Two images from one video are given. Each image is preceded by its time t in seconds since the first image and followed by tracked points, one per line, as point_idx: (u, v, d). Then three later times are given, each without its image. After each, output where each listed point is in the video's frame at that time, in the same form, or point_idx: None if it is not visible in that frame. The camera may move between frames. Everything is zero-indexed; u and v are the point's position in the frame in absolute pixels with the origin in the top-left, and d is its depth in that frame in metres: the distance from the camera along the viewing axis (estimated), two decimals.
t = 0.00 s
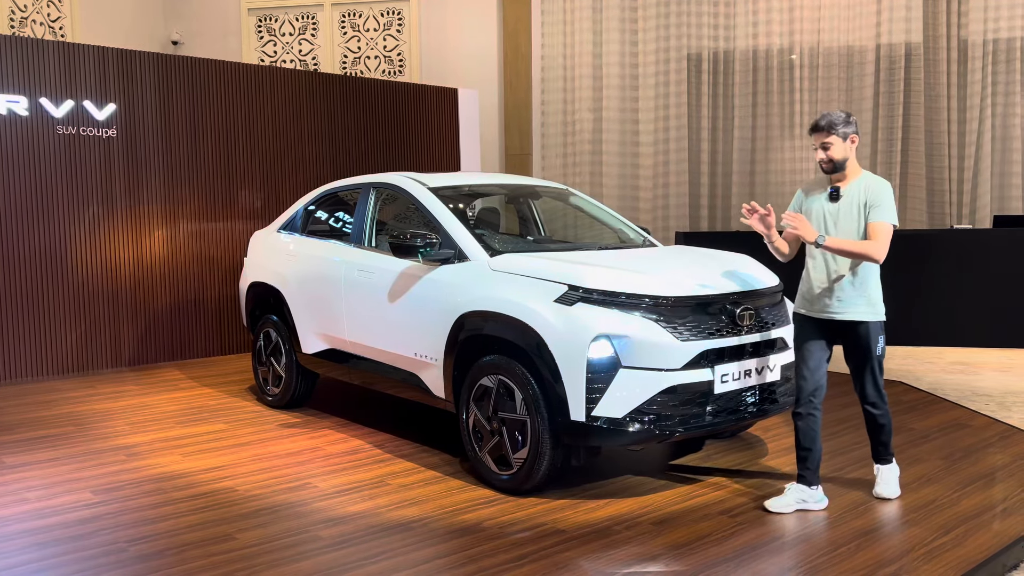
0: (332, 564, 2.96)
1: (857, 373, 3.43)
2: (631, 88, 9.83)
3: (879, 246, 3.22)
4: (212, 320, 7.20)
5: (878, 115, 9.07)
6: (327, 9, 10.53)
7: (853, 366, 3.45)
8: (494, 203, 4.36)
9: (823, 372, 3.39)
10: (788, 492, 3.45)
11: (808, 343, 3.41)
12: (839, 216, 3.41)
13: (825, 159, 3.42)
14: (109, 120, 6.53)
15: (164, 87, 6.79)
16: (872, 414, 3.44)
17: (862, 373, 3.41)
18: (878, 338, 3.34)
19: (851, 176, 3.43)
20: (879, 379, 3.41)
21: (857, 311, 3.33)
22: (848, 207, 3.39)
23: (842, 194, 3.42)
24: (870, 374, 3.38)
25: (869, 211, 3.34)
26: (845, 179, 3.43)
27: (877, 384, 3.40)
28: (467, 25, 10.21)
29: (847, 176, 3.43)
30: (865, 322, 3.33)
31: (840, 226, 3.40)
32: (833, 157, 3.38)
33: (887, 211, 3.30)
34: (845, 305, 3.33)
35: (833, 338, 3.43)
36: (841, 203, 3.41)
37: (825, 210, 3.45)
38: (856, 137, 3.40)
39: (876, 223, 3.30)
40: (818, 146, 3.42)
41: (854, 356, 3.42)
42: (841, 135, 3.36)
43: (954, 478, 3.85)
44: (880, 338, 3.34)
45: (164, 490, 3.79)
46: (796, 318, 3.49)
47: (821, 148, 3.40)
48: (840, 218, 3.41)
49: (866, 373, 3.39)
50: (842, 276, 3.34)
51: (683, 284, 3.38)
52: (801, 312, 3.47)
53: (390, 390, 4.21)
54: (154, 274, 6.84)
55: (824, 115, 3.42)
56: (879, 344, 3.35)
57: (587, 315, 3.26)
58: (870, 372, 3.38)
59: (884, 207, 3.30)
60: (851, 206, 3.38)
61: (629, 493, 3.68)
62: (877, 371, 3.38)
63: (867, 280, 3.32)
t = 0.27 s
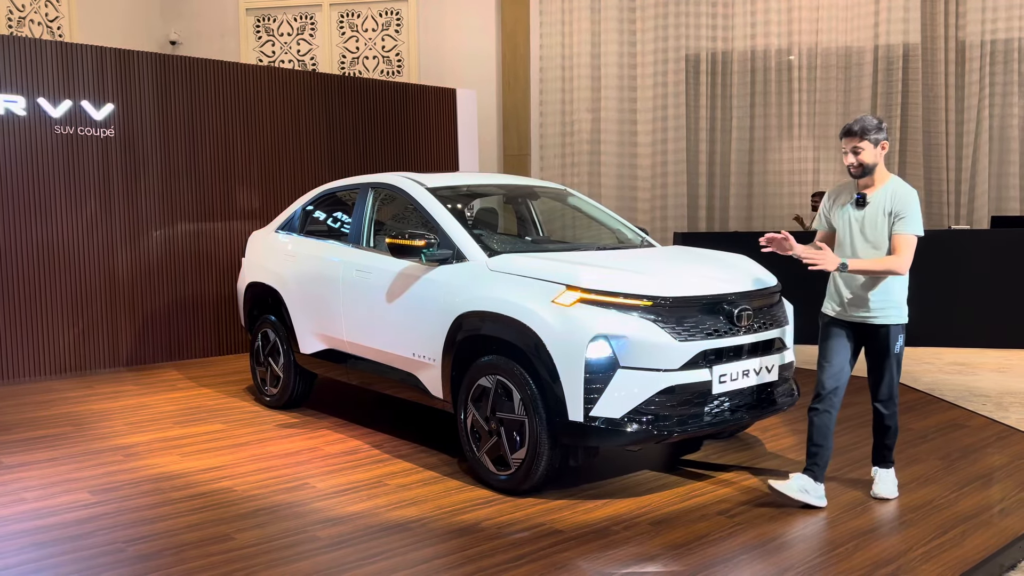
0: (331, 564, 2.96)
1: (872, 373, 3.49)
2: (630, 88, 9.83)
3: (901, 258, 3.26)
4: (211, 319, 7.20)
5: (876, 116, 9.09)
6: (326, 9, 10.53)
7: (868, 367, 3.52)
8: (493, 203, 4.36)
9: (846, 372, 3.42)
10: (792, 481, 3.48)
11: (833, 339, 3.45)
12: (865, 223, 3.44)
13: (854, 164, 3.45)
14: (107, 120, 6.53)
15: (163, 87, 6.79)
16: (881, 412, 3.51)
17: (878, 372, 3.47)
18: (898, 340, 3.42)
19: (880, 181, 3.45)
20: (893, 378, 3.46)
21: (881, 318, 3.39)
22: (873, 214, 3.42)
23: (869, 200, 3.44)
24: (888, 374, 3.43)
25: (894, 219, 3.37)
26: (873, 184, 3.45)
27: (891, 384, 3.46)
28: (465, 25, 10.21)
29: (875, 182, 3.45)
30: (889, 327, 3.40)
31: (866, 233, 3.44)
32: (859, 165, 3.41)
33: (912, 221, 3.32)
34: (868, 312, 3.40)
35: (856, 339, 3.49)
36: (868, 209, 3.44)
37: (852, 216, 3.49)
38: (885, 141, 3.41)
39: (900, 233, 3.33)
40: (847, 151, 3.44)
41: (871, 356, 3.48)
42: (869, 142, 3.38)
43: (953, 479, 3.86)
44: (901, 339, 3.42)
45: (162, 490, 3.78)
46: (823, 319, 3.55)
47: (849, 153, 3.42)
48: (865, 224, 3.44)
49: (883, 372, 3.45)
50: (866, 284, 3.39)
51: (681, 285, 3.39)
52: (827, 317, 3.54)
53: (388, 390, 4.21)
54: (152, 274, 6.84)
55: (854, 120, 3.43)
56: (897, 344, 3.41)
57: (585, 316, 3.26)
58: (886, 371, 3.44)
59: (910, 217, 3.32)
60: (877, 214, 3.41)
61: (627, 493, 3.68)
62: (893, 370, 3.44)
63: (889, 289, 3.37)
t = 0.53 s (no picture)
0: (328, 564, 2.96)
1: (879, 370, 3.53)
2: (628, 89, 9.83)
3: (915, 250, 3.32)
4: (208, 321, 7.19)
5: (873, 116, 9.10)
6: (324, 10, 10.52)
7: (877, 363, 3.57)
8: (491, 204, 4.36)
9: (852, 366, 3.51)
10: (817, 475, 3.64)
11: (840, 333, 3.57)
12: (879, 219, 3.52)
13: (875, 154, 3.52)
14: (104, 120, 6.52)
15: (160, 88, 6.78)
16: (885, 408, 3.52)
17: (883, 367, 3.52)
18: (906, 335, 3.46)
19: (895, 177, 3.53)
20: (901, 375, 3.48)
21: (893, 311, 3.45)
22: (889, 209, 3.50)
23: (883, 196, 3.52)
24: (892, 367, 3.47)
25: (908, 215, 3.44)
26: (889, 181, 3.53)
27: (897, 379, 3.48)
28: (464, 26, 10.22)
29: (891, 177, 3.52)
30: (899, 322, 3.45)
31: (880, 228, 3.52)
32: (882, 155, 3.49)
33: (927, 216, 3.38)
34: (881, 307, 3.47)
35: (863, 336, 3.59)
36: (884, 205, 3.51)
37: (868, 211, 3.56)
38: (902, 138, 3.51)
39: (914, 227, 3.39)
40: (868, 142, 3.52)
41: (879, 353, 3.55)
42: (890, 133, 3.49)
43: (950, 479, 3.87)
44: (909, 334, 3.46)
45: (159, 491, 3.78)
46: (834, 313, 3.64)
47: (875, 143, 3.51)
48: (879, 220, 3.52)
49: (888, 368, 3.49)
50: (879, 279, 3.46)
51: (678, 286, 3.39)
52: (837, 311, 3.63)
53: (386, 391, 4.21)
54: (149, 275, 6.83)
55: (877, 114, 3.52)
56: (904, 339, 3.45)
57: (583, 316, 3.26)
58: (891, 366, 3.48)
59: (924, 212, 3.38)
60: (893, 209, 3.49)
61: (625, 494, 3.69)
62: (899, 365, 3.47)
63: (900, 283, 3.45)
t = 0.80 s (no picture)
0: (325, 566, 2.95)
1: (879, 368, 3.55)
2: (625, 91, 9.84)
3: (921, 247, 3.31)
4: (204, 323, 7.18)
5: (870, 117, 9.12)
6: (321, 11, 10.52)
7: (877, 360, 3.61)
8: (488, 205, 4.36)
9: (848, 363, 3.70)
10: (840, 453, 3.97)
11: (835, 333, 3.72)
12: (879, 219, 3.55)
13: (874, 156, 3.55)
14: (101, 121, 6.51)
15: (157, 89, 6.77)
16: (887, 406, 3.52)
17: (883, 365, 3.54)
18: (904, 335, 3.50)
19: (895, 178, 3.56)
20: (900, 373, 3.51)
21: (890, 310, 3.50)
22: (889, 209, 3.53)
23: (884, 197, 3.55)
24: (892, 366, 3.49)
25: (910, 214, 3.46)
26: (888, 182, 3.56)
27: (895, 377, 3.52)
28: (461, 27, 10.22)
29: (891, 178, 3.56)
30: (898, 321, 3.49)
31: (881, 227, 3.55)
32: (880, 156, 3.52)
33: (928, 215, 3.39)
34: (879, 305, 3.52)
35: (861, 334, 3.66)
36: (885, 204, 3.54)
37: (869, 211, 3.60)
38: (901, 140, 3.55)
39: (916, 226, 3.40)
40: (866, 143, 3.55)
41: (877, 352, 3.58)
42: (888, 134, 3.52)
43: (947, 480, 3.87)
44: (906, 333, 3.51)
45: (156, 492, 3.77)
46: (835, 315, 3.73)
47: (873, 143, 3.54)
48: (880, 220, 3.55)
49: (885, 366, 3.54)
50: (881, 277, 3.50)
51: (676, 287, 3.40)
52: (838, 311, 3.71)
53: (383, 393, 4.21)
54: (146, 276, 6.82)
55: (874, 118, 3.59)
56: (900, 339, 3.50)
57: (580, 317, 3.26)
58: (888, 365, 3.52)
59: (924, 211, 3.39)
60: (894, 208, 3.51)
61: (622, 494, 3.69)
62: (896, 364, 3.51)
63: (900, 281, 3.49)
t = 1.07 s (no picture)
0: (321, 568, 2.95)
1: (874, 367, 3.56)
2: (621, 92, 9.85)
3: (917, 253, 3.41)
4: (201, 324, 7.17)
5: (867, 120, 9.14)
6: (318, 12, 10.52)
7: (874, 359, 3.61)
8: (485, 206, 4.36)
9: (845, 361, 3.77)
10: (836, 449, 4.10)
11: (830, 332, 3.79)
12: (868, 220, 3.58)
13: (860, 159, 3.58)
14: (98, 122, 6.50)
15: (154, 90, 6.76)
16: (882, 404, 3.52)
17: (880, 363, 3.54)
18: (899, 332, 3.50)
19: (881, 180, 3.61)
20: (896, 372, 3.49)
21: (885, 308, 3.51)
22: (878, 211, 3.57)
23: (871, 199, 3.59)
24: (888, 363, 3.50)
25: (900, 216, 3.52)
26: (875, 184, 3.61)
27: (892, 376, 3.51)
28: (458, 29, 10.22)
29: (877, 181, 3.61)
30: (891, 317, 3.50)
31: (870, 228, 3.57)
32: (866, 159, 3.56)
33: (915, 218, 3.48)
34: (874, 304, 3.53)
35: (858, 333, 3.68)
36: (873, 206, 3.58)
37: (857, 213, 3.62)
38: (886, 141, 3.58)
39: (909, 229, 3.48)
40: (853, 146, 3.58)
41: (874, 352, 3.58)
42: (874, 137, 3.54)
43: (943, 481, 3.88)
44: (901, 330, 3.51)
45: (152, 494, 3.77)
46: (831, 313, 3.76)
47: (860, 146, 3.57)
48: (869, 220, 3.58)
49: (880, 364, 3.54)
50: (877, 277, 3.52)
51: (672, 289, 3.40)
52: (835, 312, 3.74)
53: (380, 394, 4.20)
54: (143, 277, 6.82)
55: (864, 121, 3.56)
56: (895, 336, 3.49)
57: (576, 318, 3.26)
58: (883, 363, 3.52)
59: (916, 212, 3.46)
60: (883, 210, 3.55)
61: (619, 496, 3.69)
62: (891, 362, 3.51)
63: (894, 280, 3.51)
